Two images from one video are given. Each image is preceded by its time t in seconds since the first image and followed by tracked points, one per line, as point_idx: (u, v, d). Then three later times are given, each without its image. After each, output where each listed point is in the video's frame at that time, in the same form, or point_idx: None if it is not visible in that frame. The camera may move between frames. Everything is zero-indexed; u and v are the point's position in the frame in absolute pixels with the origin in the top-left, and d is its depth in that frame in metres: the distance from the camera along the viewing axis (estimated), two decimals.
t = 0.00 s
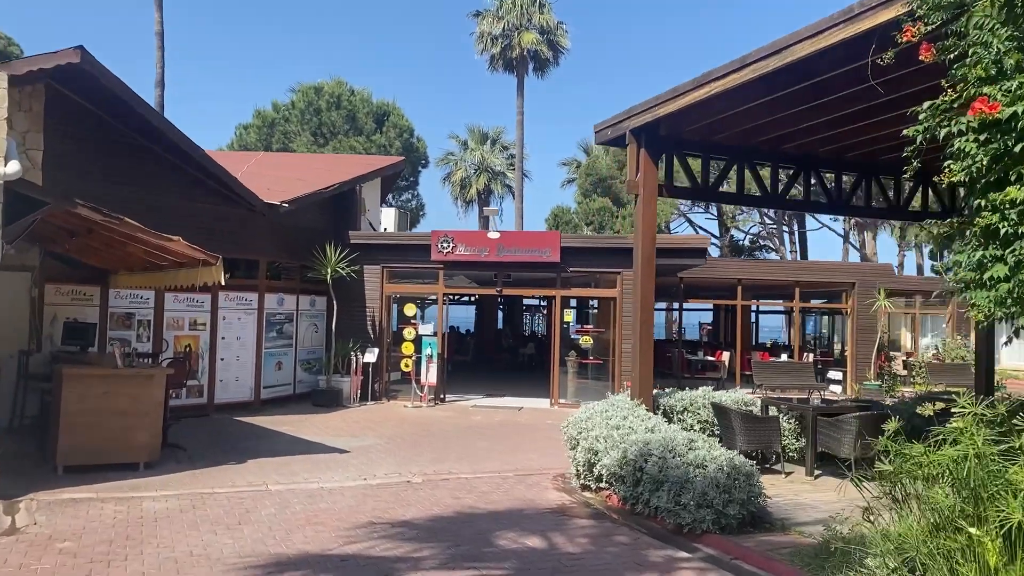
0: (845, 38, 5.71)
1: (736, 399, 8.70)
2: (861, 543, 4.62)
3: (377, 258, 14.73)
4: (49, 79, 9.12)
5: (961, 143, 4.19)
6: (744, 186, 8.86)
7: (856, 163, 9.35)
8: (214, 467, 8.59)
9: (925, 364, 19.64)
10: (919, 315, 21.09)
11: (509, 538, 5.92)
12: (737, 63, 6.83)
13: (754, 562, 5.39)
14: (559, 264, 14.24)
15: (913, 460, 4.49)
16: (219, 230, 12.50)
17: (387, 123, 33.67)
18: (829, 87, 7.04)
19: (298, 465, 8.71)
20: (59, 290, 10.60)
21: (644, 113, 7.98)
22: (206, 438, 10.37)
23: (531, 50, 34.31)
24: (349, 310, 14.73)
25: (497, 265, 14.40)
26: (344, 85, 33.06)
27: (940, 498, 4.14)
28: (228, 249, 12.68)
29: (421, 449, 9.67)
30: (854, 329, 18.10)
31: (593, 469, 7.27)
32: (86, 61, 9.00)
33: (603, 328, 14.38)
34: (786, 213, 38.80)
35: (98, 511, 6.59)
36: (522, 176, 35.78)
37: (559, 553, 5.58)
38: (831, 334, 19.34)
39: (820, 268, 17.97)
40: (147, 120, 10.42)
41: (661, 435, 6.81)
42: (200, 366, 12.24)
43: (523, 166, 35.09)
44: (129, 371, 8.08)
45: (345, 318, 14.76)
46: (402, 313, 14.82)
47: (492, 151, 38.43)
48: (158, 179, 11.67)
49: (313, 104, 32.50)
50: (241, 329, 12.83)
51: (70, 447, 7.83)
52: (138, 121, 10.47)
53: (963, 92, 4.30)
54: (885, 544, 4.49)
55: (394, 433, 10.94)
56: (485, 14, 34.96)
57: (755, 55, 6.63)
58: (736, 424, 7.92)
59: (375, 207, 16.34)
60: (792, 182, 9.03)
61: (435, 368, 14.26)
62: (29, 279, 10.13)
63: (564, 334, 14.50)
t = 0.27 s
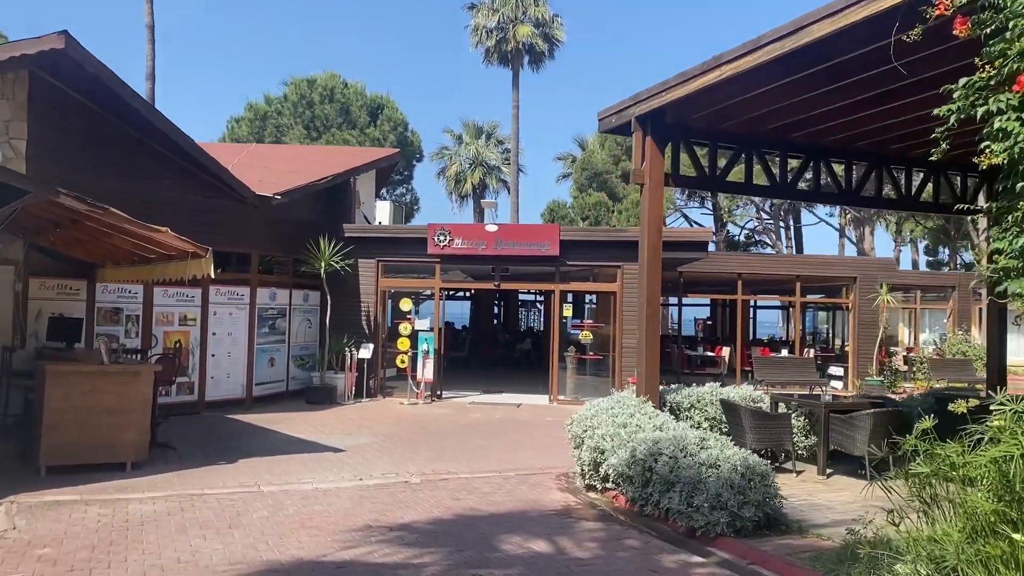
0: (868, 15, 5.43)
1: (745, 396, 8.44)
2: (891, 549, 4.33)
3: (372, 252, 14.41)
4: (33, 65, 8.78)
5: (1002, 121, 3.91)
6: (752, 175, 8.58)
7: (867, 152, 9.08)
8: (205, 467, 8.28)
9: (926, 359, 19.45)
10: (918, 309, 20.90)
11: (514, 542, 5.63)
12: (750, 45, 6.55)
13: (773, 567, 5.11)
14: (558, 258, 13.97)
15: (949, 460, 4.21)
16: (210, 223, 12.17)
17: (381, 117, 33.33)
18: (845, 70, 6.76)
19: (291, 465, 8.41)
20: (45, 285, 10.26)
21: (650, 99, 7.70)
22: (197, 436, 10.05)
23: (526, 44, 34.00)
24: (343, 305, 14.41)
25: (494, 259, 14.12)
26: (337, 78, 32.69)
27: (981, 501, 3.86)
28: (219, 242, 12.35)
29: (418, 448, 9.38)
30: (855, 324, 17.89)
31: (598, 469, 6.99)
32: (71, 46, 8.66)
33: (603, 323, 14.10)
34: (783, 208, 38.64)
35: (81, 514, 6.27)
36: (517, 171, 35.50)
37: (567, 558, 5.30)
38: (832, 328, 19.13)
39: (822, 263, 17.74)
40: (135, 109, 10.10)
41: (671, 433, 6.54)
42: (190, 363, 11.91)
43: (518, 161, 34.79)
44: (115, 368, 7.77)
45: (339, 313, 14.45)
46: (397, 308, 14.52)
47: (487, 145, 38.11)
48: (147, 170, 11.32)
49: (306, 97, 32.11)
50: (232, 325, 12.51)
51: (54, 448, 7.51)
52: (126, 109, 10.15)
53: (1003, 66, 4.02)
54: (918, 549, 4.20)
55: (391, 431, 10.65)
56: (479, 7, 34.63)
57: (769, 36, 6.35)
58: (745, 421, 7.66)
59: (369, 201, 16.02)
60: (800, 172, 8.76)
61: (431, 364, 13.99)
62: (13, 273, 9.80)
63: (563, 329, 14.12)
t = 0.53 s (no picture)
0: None
1: (754, 394, 8.16)
2: (921, 559, 4.04)
3: (367, 246, 14.08)
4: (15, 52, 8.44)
5: None
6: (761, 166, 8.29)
7: (879, 142, 8.78)
8: (194, 469, 7.97)
9: (928, 355, 19.21)
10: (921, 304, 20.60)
11: (520, 551, 5.33)
12: (764, 28, 6.24)
13: None
14: (558, 252, 13.66)
15: (989, 466, 3.92)
16: (201, 217, 11.83)
17: (375, 110, 32.98)
18: (862, 54, 6.46)
19: (285, 466, 8.10)
20: (28, 280, 9.92)
21: (658, 86, 7.41)
22: (187, 437, 9.74)
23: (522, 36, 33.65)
24: (337, 301, 14.09)
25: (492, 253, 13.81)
26: (331, 71, 32.31)
27: None
28: (210, 236, 12.01)
29: (416, 448, 9.08)
30: (857, 319, 17.64)
31: (605, 472, 6.69)
32: (55, 33, 8.31)
33: (603, 318, 13.80)
34: (780, 202, 38.43)
35: (63, 521, 5.96)
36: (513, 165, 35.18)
37: (576, 568, 5.00)
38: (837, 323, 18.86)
39: (825, 258, 17.48)
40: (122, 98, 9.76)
41: (682, 435, 6.25)
42: (181, 361, 11.58)
43: (514, 155, 34.47)
44: (100, 366, 7.44)
45: (334, 309, 14.13)
46: (393, 304, 14.17)
47: (482, 139, 37.78)
48: (135, 161, 10.97)
49: (299, 90, 31.73)
50: (224, 321, 12.18)
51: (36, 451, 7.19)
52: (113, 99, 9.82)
53: None
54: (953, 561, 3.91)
55: (387, 430, 10.35)
56: None
57: (784, 18, 6.05)
58: (756, 421, 7.38)
59: (364, 194, 15.68)
60: (811, 162, 8.46)
61: (428, 361, 13.72)
62: None
63: (563, 325, 13.89)
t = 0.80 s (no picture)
0: None
1: (761, 390, 7.92)
2: (955, 564, 3.80)
3: (361, 240, 13.79)
4: None
5: None
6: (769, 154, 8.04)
7: (888, 130, 8.54)
8: (183, 470, 7.69)
9: (928, 350, 19.03)
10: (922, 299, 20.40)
11: (524, 556, 5.07)
12: (779, 8, 5.98)
13: None
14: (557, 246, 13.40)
15: None
16: (191, 210, 11.54)
17: (368, 104, 32.67)
18: (877, 35, 6.21)
19: (278, 467, 7.81)
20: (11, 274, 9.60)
21: (664, 71, 7.15)
22: (176, 436, 9.44)
23: (517, 29, 33.35)
24: (331, 296, 13.81)
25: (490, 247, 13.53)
26: (323, 64, 31.96)
27: None
28: (201, 229, 11.70)
29: (413, 447, 8.80)
30: (858, 314, 17.42)
31: (611, 471, 6.44)
32: (38, 18, 8.00)
33: (603, 313, 13.53)
34: (775, 197, 38.29)
35: (43, 526, 5.67)
36: (507, 159, 34.92)
37: None
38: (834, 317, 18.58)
39: (826, 252, 17.28)
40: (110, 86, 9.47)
41: (692, 433, 6.00)
42: (170, 358, 11.28)
43: (509, 149, 34.20)
44: (84, 364, 7.16)
45: (327, 305, 13.84)
46: (387, 299, 13.89)
47: (476, 134, 37.48)
48: (123, 152, 10.65)
49: (291, 83, 31.36)
50: (214, 317, 11.88)
51: (17, 451, 6.91)
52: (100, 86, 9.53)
53: None
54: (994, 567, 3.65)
55: (383, 429, 10.08)
56: None
57: None
58: (765, 418, 7.14)
59: (358, 187, 15.38)
60: (820, 152, 8.21)
61: (424, 358, 13.42)
62: None
63: (562, 320, 13.60)
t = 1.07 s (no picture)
0: None
1: (771, 388, 7.66)
2: (994, 572, 3.55)
3: (354, 236, 13.48)
4: None
5: None
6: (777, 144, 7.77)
7: (899, 119, 8.29)
8: (170, 473, 7.38)
9: (929, 345, 18.88)
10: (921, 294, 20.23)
11: (530, 566, 4.79)
12: None
13: None
14: (555, 241, 13.13)
15: None
16: (180, 205, 11.21)
17: (361, 99, 32.34)
18: (893, 18, 5.94)
19: (269, 469, 7.52)
20: None
21: (669, 58, 6.86)
22: (164, 437, 9.13)
23: (510, 24, 33.06)
24: (323, 293, 13.50)
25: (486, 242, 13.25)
26: (315, 59, 31.62)
27: None
28: (190, 225, 11.36)
29: (410, 448, 8.52)
30: (858, 309, 17.21)
31: (618, 474, 6.17)
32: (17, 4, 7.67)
33: (602, 309, 13.26)
34: (771, 193, 38.16)
35: (20, 535, 5.37)
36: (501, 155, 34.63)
37: None
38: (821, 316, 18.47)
39: (826, 247, 17.08)
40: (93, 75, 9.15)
41: (703, 434, 5.73)
42: (158, 356, 10.97)
43: (503, 146, 33.92)
44: (66, 363, 6.85)
45: (320, 302, 13.52)
46: (382, 296, 13.62)
47: (470, 130, 37.18)
48: (107, 144, 10.30)
49: (282, 78, 30.99)
50: (204, 315, 11.56)
51: None
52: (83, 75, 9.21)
53: None
54: None
55: (378, 429, 9.79)
56: None
57: None
58: (776, 417, 6.87)
59: (351, 182, 15.07)
60: (829, 142, 7.94)
61: (419, 355, 13.14)
62: None
63: (560, 317, 13.38)
